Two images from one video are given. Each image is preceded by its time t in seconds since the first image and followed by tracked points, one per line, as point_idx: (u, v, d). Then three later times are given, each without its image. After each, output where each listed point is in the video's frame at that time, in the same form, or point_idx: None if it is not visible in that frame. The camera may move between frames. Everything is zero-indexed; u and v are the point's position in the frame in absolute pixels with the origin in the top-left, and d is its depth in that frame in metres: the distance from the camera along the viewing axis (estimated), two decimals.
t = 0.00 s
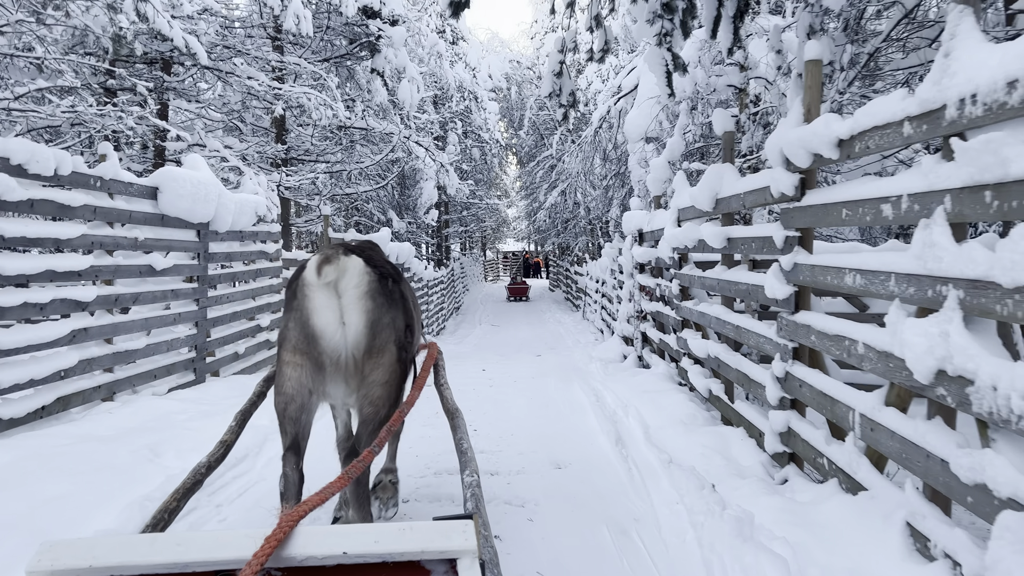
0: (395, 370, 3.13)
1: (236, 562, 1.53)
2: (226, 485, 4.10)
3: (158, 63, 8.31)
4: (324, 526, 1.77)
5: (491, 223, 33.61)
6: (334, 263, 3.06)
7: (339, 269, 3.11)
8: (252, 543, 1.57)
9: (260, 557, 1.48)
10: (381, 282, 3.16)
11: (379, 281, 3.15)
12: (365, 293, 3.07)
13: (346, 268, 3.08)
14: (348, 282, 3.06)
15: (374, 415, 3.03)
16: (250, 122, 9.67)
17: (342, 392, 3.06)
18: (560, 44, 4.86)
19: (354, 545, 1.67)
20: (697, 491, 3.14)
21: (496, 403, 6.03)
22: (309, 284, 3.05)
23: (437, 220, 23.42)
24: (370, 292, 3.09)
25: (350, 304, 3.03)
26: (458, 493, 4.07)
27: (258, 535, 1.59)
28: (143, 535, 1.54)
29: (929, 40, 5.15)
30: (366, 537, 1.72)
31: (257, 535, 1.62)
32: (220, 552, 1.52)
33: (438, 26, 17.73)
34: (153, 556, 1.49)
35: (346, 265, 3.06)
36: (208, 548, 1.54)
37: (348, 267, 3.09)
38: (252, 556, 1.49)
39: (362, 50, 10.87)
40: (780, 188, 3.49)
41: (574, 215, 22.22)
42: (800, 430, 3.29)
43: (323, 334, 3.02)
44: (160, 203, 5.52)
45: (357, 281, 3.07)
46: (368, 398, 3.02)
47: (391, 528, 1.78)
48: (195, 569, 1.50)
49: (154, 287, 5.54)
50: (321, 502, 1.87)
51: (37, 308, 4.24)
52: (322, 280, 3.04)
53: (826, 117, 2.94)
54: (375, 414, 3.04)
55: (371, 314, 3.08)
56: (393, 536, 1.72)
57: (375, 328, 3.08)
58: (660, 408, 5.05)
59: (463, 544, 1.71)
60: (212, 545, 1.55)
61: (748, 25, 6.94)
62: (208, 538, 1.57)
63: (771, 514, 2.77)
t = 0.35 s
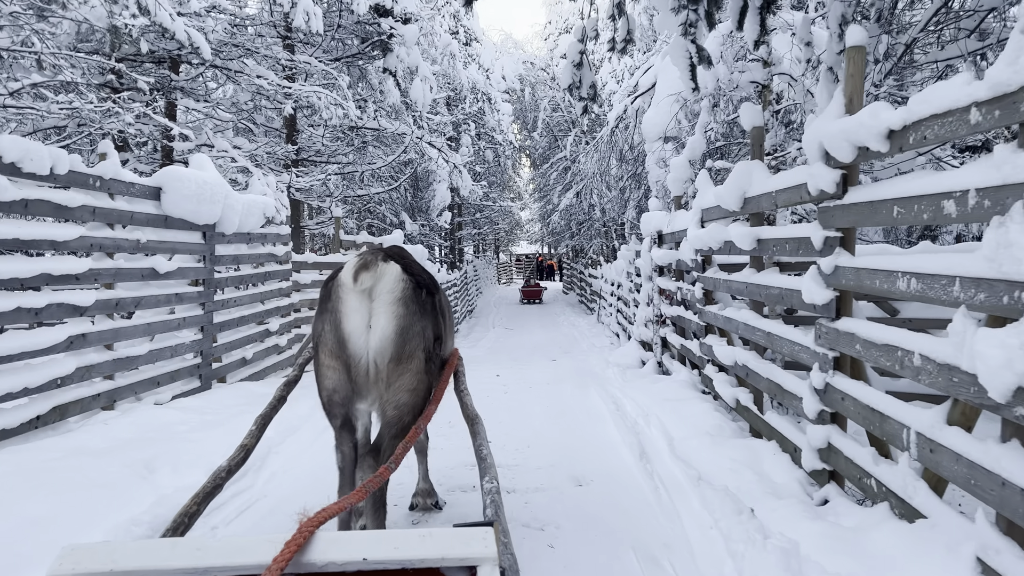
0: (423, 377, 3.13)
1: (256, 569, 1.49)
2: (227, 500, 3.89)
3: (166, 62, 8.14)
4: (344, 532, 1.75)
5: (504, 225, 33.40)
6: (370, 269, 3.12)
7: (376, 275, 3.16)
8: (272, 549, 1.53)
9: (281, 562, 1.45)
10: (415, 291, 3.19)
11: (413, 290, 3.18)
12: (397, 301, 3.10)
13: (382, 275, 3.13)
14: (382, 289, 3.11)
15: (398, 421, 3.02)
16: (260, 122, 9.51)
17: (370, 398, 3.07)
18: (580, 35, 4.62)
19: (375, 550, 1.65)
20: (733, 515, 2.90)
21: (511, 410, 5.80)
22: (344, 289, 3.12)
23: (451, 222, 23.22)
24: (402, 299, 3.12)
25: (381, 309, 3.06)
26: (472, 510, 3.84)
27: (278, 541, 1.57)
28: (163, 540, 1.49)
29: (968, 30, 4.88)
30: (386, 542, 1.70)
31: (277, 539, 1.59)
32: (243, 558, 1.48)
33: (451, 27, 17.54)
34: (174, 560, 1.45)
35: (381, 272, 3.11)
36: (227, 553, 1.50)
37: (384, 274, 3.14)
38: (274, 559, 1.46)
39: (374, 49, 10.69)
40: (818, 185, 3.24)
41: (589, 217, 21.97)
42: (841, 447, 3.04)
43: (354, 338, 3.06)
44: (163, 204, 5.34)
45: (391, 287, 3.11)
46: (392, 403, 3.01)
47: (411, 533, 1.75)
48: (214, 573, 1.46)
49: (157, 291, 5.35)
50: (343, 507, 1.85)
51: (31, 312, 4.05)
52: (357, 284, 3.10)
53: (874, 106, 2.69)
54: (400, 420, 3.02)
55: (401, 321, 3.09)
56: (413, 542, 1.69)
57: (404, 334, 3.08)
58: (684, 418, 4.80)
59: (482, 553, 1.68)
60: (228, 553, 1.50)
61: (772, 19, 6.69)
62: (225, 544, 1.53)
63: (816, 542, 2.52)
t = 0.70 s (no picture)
0: (420, 377, 2.84)
1: None
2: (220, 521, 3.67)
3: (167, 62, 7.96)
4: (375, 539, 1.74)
5: (513, 228, 33.17)
6: (360, 275, 3.02)
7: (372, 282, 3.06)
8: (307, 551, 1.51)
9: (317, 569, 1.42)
10: (411, 293, 3.02)
11: (408, 292, 3.01)
12: (386, 300, 2.95)
13: (372, 279, 3.01)
14: (372, 292, 2.98)
15: (389, 422, 2.68)
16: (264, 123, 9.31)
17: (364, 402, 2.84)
18: (593, 26, 4.37)
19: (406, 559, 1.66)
20: (765, 549, 2.66)
21: (520, 421, 5.56)
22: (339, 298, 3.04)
23: (459, 226, 22.99)
24: (391, 300, 2.95)
25: (368, 309, 2.92)
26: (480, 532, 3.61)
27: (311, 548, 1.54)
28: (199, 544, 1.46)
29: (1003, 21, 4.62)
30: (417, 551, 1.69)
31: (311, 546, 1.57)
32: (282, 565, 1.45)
33: (459, 28, 17.33)
34: (208, 567, 1.42)
35: (370, 276, 2.99)
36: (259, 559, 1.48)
37: (375, 278, 3.01)
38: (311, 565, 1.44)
39: (380, 49, 10.49)
40: (853, 184, 2.98)
41: (599, 220, 21.72)
42: (880, 469, 2.78)
43: (346, 345, 2.94)
44: (158, 207, 5.13)
45: (379, 289, 2.97)
46: (383, 403, 2.72)
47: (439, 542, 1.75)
48: None
49: (152, 297, 5.15)
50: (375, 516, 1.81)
51: (14, 321, 3.83)
52: (347, 291, 3.00)
53: (921, 95, 2.44)
54: (398, 421, 2.68)
55: (389, 322, 2.91)
56: (444, 551, 1.70)
57: (392, 334, 2.88)
58: (703, 431, 4.55)
59: (511, 562, 1.69)
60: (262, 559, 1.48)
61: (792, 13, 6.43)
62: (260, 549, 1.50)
63: None
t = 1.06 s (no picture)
0: (429, 380, 2.89)
1: None
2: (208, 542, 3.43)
3: (164, 57, 7.72)
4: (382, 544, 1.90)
5: (519, 228, 32.89)
6: (363, 273, 2.84)
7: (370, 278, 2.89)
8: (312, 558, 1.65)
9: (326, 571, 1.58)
10: (414, 292, 2.93)
11: (412, 290, 2.92)
12: (394, 302, 2.85)
13: (376, 278, 2.84)
14: (377, 292, 2.84)
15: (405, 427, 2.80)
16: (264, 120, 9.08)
17: (373, 405, 2.83)
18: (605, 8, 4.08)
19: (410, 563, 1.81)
20: None
21: (527, 429, 5.31)
22: (338, 295, 2.84)
23: (465, 226, 22.71)
24: (400, 302, 2.86)
25: (379, 312, 2.81)
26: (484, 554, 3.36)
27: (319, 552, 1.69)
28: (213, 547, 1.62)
29: None
30: (420, 556, 1.85)
31: (318, 550, 1.73)
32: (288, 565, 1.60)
33: (464, 25, 17.08)
34: (220, 569, 1.54)
35: (375, 275, 2.83)
36: (262, 565, 1.58)
37: (378, 277, 2.86)
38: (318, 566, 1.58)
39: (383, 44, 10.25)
40: (893, 174, 2.71)
41: (606, 220, 21.43)
42: (926, 490, 2.51)
43: (352, 347, 2.81)
44: (146, 205, 4.88)
45: (387, 290, 2.84)
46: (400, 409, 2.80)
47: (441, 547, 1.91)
48: None
49: (141, 300, 4.91)
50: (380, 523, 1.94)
51: None
52: (349, 291, 2.82)
53: (978, 73, 2.17)
54: (414, 422, 2.84)
55: (400, 325, 2.84)
56: (447, 556, 1.85)
57: (404, 338, 2.83)
58: (722, 442, 4.29)
59: (513, 565, 1.85)
60: (271, 561, 1.62)
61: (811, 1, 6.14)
62: (269, 552, 1.65)
63: None
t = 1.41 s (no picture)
0: (438, 389, 3.06)
1: None
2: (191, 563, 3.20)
3: (158, 51, 7.50)
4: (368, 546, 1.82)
5: (524, 228, 32.62)
6: (383, 286, 2.93)
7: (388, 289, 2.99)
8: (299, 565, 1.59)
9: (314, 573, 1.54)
10: (431, 304, 3.07)
11: (429, 303, 3.06)
12: (415, 314, 2.98)
13: (394, 289, 2.94)
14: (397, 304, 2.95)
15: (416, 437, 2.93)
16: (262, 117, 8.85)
17: (385, 412, 2.95)
18: None
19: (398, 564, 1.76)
20: None
21: (531, 436, 5.07)
22: (358, 304, 2.93)
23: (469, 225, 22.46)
24: (419, 313, 2.99)
25: (401, 324, 2.94)
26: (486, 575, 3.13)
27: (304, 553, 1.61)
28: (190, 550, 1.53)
29: None
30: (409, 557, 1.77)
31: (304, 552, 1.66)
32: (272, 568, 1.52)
33: (467, 21, 16.84)
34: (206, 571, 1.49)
35: (396, 287, 2.93)
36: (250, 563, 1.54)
37: (397, 288, 2.96)
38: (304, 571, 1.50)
39: (384, 39, 10.01)
40: (935, 164, 2.46)
41: (612, 219, 21.19)
42: (974, 511, 2.26)
43: (374, 356, 2.91)
44: (133, 203, 4.66)
45: (407, 302, 2.96)
46: (410, 418, 2.93)
47: (432, 548, 1.82)
48: None
49: (128, 302, 4.69)
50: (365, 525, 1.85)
51: None
52: (371, 302, 2.92)
53: None
54: (418, 435, 2.94)
55: (418, 336, 2.99)
56: (435, 555, 1.81)
57: (422, 350, 2.99)
58: (740, 453, 4.05)
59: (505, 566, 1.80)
60: (255, 563, 1.55)
61: None
62: (249, 553, 1.58)
63: None
